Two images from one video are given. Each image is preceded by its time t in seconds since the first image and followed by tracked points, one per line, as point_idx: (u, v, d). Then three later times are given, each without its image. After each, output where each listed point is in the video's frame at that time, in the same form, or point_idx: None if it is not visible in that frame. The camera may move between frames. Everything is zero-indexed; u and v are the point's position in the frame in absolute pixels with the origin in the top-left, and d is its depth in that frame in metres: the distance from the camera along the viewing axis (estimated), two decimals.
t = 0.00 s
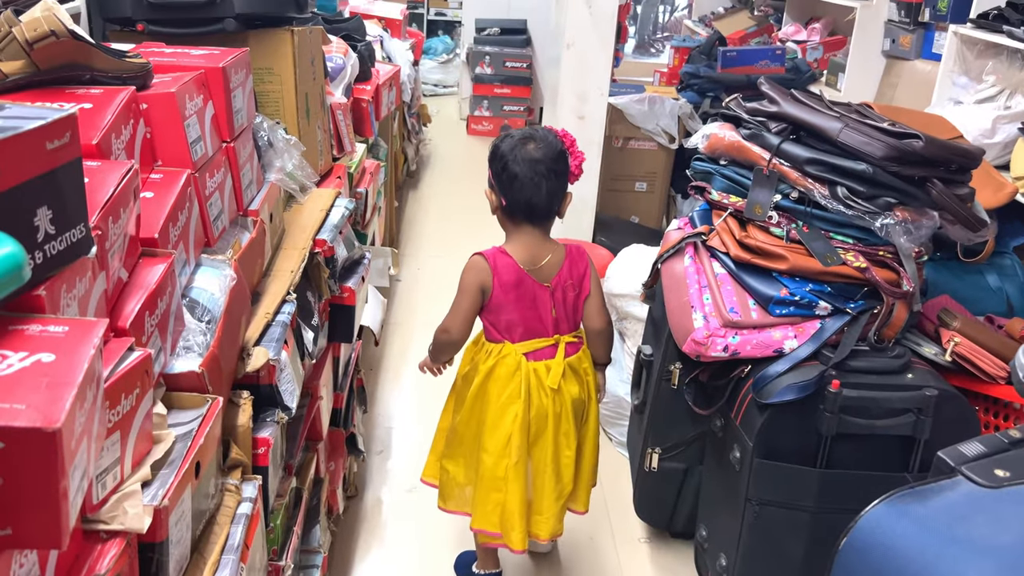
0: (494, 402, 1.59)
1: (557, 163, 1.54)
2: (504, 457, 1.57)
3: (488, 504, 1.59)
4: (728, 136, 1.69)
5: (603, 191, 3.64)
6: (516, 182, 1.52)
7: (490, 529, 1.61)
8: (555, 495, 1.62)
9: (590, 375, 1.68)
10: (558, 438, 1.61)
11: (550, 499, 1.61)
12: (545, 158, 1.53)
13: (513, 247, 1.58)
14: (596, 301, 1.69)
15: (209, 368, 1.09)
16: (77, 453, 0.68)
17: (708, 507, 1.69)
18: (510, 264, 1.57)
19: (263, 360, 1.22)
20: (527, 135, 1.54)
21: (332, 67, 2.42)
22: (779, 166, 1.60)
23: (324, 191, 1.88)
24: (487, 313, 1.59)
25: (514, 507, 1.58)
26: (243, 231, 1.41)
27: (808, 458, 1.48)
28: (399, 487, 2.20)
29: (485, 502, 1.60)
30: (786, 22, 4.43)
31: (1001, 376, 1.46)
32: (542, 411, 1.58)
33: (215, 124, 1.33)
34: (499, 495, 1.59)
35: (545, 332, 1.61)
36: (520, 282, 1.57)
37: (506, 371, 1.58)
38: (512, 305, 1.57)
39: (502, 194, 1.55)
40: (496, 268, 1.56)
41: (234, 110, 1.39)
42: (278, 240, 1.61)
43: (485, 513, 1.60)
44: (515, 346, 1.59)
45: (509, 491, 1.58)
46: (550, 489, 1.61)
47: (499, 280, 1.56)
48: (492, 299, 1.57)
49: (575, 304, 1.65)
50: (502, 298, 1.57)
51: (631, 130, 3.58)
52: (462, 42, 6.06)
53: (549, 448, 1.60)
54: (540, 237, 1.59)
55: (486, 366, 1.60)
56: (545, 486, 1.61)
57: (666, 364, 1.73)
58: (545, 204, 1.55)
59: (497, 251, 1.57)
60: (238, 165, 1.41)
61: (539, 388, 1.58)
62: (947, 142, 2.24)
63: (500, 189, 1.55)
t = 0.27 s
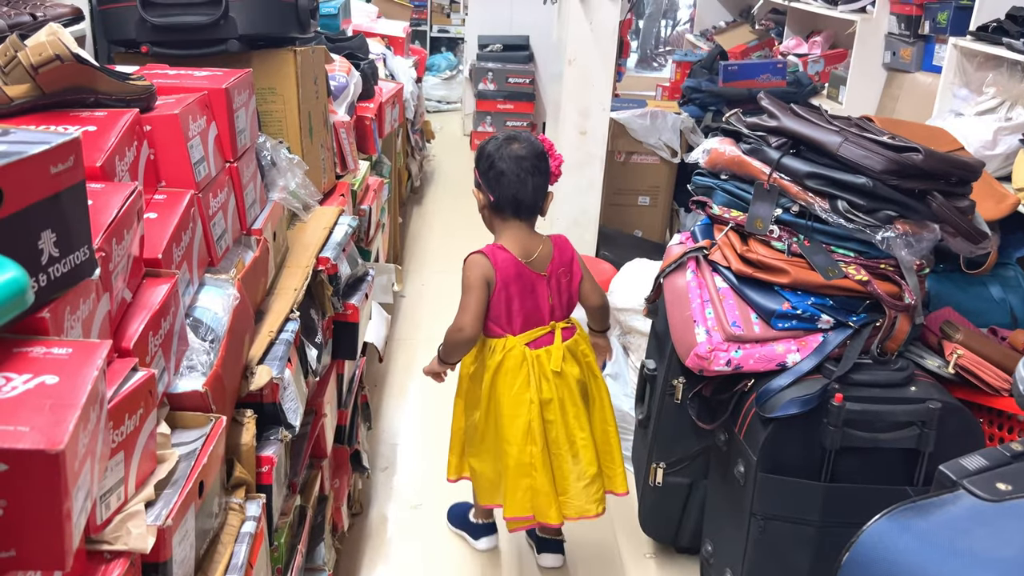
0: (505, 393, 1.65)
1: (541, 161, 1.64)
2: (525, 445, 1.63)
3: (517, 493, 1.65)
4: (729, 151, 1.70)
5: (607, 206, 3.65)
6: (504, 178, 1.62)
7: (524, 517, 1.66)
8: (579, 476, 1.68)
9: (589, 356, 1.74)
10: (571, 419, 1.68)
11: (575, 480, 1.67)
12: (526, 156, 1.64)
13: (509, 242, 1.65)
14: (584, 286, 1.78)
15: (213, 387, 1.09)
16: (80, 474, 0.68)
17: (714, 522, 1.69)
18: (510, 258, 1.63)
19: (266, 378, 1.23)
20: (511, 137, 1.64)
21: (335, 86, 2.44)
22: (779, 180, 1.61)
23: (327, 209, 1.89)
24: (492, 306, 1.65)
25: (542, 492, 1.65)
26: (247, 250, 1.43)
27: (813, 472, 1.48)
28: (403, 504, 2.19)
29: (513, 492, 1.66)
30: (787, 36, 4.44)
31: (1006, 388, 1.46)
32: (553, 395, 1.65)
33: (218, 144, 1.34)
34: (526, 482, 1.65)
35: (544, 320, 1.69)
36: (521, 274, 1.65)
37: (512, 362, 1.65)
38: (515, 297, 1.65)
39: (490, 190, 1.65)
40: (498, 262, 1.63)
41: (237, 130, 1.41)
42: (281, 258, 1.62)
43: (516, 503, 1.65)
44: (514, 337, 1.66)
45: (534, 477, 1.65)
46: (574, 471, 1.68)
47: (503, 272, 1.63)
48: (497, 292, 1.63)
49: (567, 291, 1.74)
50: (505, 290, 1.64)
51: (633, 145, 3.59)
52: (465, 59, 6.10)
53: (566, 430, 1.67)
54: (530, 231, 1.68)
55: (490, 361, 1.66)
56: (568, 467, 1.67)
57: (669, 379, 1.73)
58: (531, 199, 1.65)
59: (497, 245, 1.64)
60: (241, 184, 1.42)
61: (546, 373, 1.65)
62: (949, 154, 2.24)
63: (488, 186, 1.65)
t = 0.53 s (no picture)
0: (492, 378, 1.79)
1: (529, 161, 1.75)
2: (507, 428, 1.78)
3: (498, 471, 1.81)
4: (730, 160, 1.70)
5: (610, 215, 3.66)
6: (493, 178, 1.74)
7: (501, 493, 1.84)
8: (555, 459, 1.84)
9: (573, 347, 1.89)
10: (551, 405, 1.83)
11: (551, 462, 1.83)
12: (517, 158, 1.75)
13: (501, 237, 1.77)
14: (572, 278, 1.91)
15: (218, 401, 1.10)
16: (87, 489, 0.69)
17: (720, 531, 1.69)
18: (501, 252, 1.76)
19: (271, 392, 1.24)
20: (501, 137, 1.75)
21: (338, 99, 2.45)
22: (781, 189, 1.60)
23: (331, 222, 1.90)
24: (483, 297, 1.77)
25: (520, 472, 1.81)
26: (251, 263, 1.43)
27: (819, 481, 1.47)
28: (409, 515, 2.19)
29: (493, 470, 1.82)
30: (788, 44, 4.45)
31: (1012, 395, 1.46)
32: (536, 382, 1.79)
33: (223, 159, 1.35)
34: (505, 462, 1.81)
35: (532, 311, 1.82)
36: (510, 268, 1.77)
37: (501, 350, 1.78)
38: (504, 289, 1.77)
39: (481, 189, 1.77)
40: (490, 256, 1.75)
41: (241, 145, 1.42)
42: (286, 271, 1.62)
43: (495, 479, 1.82)
44: (506, 326, 1.79)
45: (513, 457, 1.81)
46: (551, 454, 1.84)
47: (494, 265, 1.75)
48: (488, 284, 1.76)
49: (555, 283, 1.87)
50: (496, 283, 1.77)
51: (636, 154, 3.60)
52: (468, 70, 6.12)
53: (547, 415, 1.82)
54: (521, 228, 1.80)
55: (480, 348, 1.79)
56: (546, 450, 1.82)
57: (673, 389, 1.73)
58: (522, 197, 1.77)
59: (489, 240, 1.76)
60: (246, 199, 1.43)
61: (533, 361, 1.79)
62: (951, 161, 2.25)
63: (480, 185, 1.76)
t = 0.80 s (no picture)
0: (504, 355, 1.92)
1: (531, 153, 1.89)
2: (520, 402, 1.91)
3: (514, 443, 1.94)
4: (731, 165, 1.70)
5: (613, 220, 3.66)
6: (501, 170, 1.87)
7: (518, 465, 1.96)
8: (566, 430, 1.96)
9: (572, 327, 2.03)
10: (560, 379, 1.96)
11: (565, 433, 1.96)
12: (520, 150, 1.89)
13: (507, 222, 1.91)
14: (569, 261, 2.06)
15: (222, 410, 1.10)
16: (91, 500, 0.69)
17: (724, 536, 1.68)
18: (509, 238, 1.89)
19: (275, 400, 1.24)
20: (506, 130, 1.88)
21: (340, 107, 2.46)
22: (783, 194, 1.60)
23: (333, 229, 1.91)
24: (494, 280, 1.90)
25: (534, 442, 1.94)
26: (253, 272, 1.44)
27: (822, 485, 1.47)
28: (413, 522, 2.19)
29: (510, 443, 1.95)
30: (789, 48, 4.45)
31: (1015, 398, 1.45)
32: (546, 357, 1.93)
33: (226, 168, 1.36)
34: (520, 435, 1.94)
35: (536, 292, 1.96)
36: (518, 252, 1.90)
37: (511, 328, 1.91)
38: (513, 273, 1.91)
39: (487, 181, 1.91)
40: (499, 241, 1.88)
41: (243, 154, 1.42)
42: (288, 279, 1.63)
43: (513, 451, 1.94)
44: (513, 305, 1.93)
45: (528, 429, 1.94)
46: (562, 426, 1.96)
47: (503, 250, 1.88)
48: (499, 267, 1.89)
49: (553, 265, 2.02)
50: (506, 265, 1.90)
51: (637, 159, 3.60)
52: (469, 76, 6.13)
53: (557, 389, 1.95)
54: (523, 215, 1.94)
55: (490, 328, 1.93)
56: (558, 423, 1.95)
57: (677, 394, 1.73)
58: (523, 188, 1.91)
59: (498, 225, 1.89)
60: (248, 207, 1.44)
61: (540, 338, 1.92)
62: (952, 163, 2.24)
63: (486, 176, 1.90)
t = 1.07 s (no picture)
0: (477, 338, 2.04)
1: (506, 151, 1.99)
2: (489, 382, 2.05)
3: (483, 420, 2.08)
4: (731, 169, 1.70)
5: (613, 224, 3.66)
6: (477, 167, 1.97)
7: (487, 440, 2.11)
8: (533, 410, 2.10)
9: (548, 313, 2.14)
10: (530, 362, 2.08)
11: (530, 412, 2.09)
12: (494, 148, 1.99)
13: (484, 214, 2.03)
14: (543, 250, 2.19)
15: (223, 419, 1.10)
16: (92, 512, 0.69)
17: (726, 541, 1.68)
18: (485, 228, 2.01)
19: (276, 408, 1.24)
20: (482, 131, 1.98)
21: (339, 113, 2.46)
22: (783, 198, 1.60)
23: (333, 236, 1.91)
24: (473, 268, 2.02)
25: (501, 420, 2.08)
26: (254, 280, 1.44)
27: (824, 489, 1.47)
28: (415, 528, 2.18)
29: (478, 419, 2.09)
30: (788, 51, 4.46)
31: (1017, 401, 1.45)
32: (516, 342, 2.06)
33: (226, 176, 1.36)
34: (488, 413, 2.08)
35: (511, 279, 2.08)
36: (495, 243, 2.03)
37: (483, 313, 2.03)
38: (490, 262, 2.03)
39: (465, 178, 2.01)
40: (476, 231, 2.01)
41: (244, 162, 1.43)
42: (288, 286, 1.63)
43: (481, 428, 2.09)
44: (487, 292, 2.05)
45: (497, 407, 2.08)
46: (528, 406, 2.10)
47: (481, 240, 2.01)
48: (478, 256, 2.01)
49: (529, 255, 2.14)
50: (483, 255, 2.02)
51: (637, 163, 3.60)
52: (469, 80, 6.14)
53: (525, 372, 2.08)
54: (500, 208, 2.05)
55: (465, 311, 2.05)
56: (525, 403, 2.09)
57: (678, 399, 1.73)
58: (499, 183, 2.01)
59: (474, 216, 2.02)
60: (249, 215, 1.44)
61: (511, 323, 2.04)
62: (953, 166, 2.24)
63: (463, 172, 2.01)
